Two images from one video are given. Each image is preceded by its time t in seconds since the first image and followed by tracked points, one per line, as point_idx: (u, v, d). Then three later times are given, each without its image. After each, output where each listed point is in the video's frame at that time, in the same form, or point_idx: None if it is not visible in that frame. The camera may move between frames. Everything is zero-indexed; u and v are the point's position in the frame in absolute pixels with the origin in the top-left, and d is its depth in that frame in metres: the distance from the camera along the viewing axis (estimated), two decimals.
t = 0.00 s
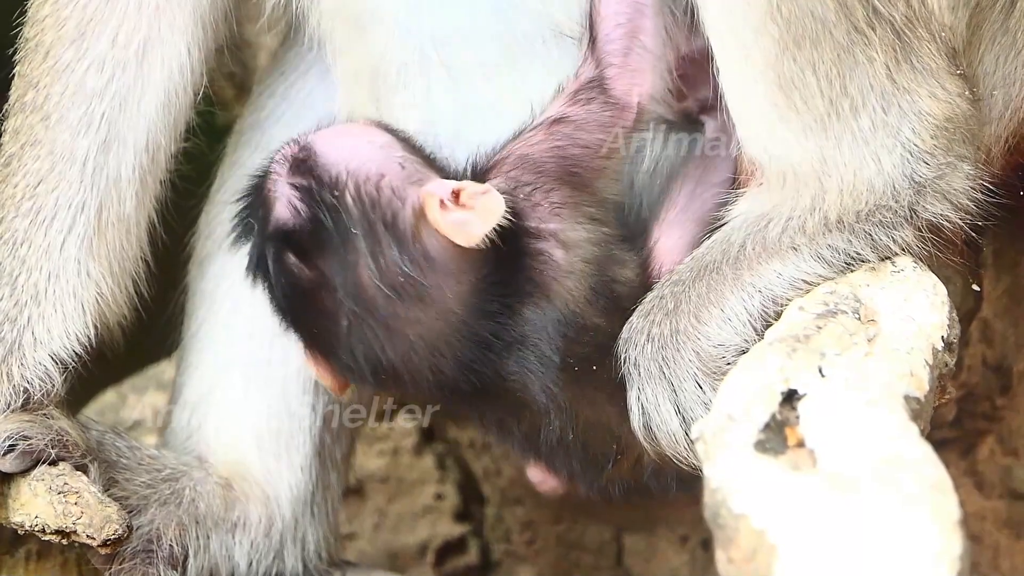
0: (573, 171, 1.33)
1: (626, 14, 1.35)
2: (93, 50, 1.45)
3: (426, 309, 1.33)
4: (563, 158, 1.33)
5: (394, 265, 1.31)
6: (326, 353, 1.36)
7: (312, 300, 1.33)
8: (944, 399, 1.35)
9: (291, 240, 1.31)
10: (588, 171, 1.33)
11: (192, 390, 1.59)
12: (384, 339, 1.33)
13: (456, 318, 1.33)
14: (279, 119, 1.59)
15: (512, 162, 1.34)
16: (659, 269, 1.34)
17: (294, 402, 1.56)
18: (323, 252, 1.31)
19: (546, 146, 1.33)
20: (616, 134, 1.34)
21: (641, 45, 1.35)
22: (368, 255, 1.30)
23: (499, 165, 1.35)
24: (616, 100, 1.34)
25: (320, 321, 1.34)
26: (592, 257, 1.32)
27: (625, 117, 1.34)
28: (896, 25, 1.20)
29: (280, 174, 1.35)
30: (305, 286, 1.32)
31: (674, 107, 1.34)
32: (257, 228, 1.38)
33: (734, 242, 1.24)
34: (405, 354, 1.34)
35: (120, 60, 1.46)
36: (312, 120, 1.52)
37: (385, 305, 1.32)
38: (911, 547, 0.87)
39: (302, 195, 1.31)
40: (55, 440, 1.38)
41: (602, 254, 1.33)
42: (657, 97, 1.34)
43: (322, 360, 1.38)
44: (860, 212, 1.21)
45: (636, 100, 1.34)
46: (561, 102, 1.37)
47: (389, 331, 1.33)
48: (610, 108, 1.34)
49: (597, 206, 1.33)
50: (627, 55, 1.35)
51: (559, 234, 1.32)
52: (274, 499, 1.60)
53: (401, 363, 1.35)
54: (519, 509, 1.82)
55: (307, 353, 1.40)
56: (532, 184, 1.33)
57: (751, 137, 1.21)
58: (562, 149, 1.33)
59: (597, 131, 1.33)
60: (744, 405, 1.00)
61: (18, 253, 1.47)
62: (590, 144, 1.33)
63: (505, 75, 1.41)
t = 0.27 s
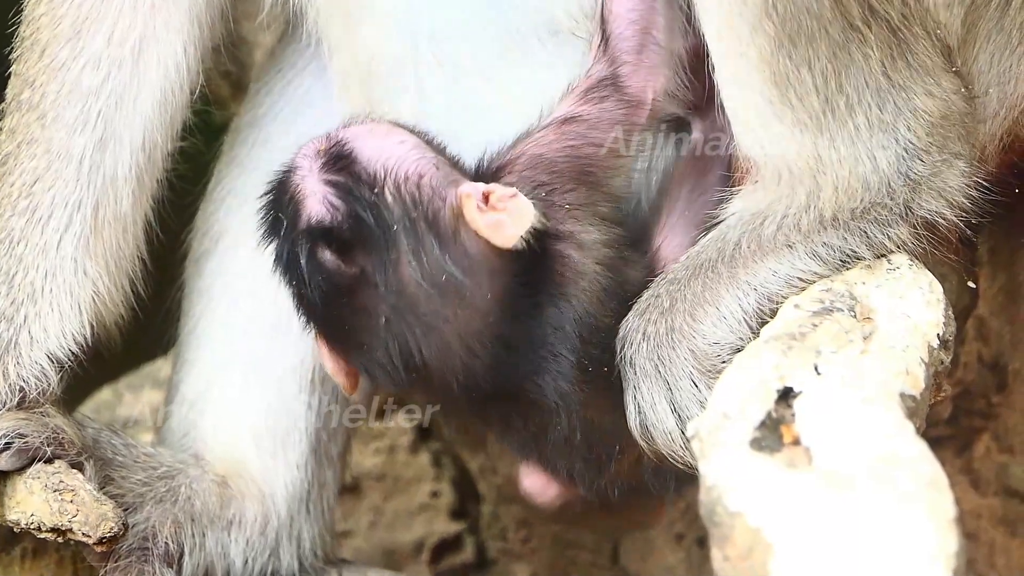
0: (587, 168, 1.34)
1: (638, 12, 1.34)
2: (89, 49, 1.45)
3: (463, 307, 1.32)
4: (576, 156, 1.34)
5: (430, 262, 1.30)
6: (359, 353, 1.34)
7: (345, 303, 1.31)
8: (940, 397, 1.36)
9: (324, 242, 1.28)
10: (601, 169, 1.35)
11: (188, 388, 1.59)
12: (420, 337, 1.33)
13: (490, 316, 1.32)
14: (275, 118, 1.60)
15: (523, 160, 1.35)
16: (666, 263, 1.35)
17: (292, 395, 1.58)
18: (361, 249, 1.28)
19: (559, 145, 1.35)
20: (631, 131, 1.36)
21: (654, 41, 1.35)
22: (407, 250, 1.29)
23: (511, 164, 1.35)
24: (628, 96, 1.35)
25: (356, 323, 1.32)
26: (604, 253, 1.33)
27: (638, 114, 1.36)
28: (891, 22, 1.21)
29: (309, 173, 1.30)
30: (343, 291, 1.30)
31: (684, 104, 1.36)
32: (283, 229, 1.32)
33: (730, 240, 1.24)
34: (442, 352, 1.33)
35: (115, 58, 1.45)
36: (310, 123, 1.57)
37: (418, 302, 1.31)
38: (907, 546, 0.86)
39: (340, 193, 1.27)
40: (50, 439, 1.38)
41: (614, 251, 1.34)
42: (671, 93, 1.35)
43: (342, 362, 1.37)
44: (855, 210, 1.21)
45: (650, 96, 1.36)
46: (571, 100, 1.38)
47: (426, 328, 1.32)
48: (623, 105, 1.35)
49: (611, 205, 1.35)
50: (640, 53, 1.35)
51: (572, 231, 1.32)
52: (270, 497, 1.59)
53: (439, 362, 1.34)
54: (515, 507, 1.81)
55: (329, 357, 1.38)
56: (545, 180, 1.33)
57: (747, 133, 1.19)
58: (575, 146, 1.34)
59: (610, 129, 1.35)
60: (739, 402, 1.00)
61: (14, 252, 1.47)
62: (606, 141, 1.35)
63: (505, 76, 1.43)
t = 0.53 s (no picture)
0: (585, 163, 1.35)
1: (636, 11, 1.33)
2: (89, 49, 1.45)
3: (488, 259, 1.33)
4: (574, 151, 1.35)
5: (452, 214, 1.32)
6: (386, 315, 1.34)
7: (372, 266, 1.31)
8: (938, 395, 1.36)
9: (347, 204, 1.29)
10: (598, 163, 1.36)
11: (186, 387, 1.59)
12: (447, 291, 1.33)
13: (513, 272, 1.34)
14: (275, 116, 1.60)
15: (524, 152, 1.36)
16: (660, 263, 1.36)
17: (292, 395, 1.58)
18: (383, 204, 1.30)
19: (558, 139, 1.35)
20: (626, 129, 1.37)
21: (652, 39, 1.35)
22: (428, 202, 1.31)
23: (511, 155, 1.37)
24: (626, 95, 1.36)
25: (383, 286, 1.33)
26: (604, 246, 1.34)
27: (634, 112, 1.36)
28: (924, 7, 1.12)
29: (318, 149, 1.31)
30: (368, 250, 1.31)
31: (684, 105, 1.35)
32: (299, 207, 1.32)
33: (730, 239, 1.24)
34: (469, 307, 1.34)
35: (115, 58, 1.45)
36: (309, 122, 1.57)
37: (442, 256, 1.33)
38: (904, 548, 0.86)
39: (356, 159, 1.29)
40: (51, 437, 1.38)
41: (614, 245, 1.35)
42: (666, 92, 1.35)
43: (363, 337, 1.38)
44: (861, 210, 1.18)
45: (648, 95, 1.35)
46: (568, 95, 1.38)
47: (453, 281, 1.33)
48: (621, 102, 1.36)
49: (610, 199, 1.36)
50: (639, 51, 1.35)
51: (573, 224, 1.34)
52: (270, 496, 1.59)
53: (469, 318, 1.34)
54: (514, 505, 1.86)
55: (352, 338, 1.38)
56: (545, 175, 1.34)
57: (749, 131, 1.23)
58: (574, 142, 1.35)
59: (609, 126, 1.36)
60: (738, 400, 1.00)
61: (14, 252, 1.46)
62: (603, 137, 1.36)
63: (507, 74, 1.42)
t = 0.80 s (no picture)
0: (586, 156, 1.35)
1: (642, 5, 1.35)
2: (89, 49, 1.53)
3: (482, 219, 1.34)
4: (574, 142, 1.35)
5: (438, 178, 1.33)
6: (386, 290, 1.35)
7: (370, 248, 1.32)
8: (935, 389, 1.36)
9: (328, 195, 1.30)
10: (599, 155, 1.35)
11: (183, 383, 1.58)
12: (445, 258, 1.35)
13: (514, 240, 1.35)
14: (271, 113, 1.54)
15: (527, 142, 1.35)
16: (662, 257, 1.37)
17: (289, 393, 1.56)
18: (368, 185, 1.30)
19: (560, 130, 1.35)
20: (631, 124, 1.35)
21: (657, 34, 1.36)
22: (412, 169, 1.32)
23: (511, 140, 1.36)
24: (630, 89, 1.35)
25: (383, 264, 1.33)
26: (605, 238, 1.35)
27: (637, 105, 1.35)
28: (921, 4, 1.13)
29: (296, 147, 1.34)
30: (365, 234, 1.31)
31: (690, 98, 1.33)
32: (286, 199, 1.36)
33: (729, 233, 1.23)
34: (469, 268, 1.35)
35: (115, 59, 1.53)
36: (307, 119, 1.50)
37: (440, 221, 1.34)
38: (902, 543, 0.86)
39: (334, 145, 1.31)
40: (48, 433, 1.38)
41: (615, 238, 1.36)
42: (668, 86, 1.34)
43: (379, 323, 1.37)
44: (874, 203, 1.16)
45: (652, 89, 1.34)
46: (571, 86, 1.37)
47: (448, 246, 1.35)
48: (623, 96, 1.35)
49: (608, 189, 1.34)
50: (644, 45, 1.36)
51: (574, 216, 1.35)
52: (267, 493, 1.61)
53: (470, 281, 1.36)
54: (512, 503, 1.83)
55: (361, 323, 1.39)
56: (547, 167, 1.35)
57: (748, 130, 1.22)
58: (576, 135, 1.35)
59: (609, 119, 1.35)
60: (737, 394, 0.99)
61: (15, 250, 1.53)
62: (602, 128, 1.35)
63: (507, 74, 1.40)
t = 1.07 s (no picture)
0: (556, 143, 1.34)
1: None
2: (90, 41, 1.45)
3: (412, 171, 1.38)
4: (544, 126, 1.35)
5: (366, 143, 1.39)
6: (329, 275, 1.40)
7: (312, 230, 1.39)
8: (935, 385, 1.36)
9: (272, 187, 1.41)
10: (567, 141, 1.34)
11: (183, 378, 1.59)
12: (381, 212, 1.37)
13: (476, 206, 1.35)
14: (270, 111, 1.60)
15: (501, 129, 1.36)
16: (653, 255, 1.33)
17: (287, 387, 1.58)
18: (300, 169, 1.40)
19: (530, 119, 1.35)
20: (602, 112, 1.35)
21: (628, 26, 1.35)
22: (339, 141, 1.40)
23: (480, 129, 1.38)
24: (598, 80, 1.35)
25: (335, 241, 1.39)
26: (574, 220, 1.33)
27: (608, 95, 1.35)
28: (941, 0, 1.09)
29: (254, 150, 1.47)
30: (303, 218, 1.39)
31: (667, 97, 1.36)
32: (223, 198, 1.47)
33: (729, 228, 1.24)
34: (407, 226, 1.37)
35: (115, 51, 1.45)
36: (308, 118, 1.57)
37: (370, 181, 1.38)
38: (902, 539, 0.86)
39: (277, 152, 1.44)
40: (48, 429, 1.38)
41: (582, 217, 1.33)
42: (644, 80, 1.35)
43: (355, 285, 1.41)
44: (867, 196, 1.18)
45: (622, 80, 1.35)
46: (548, 74, 1.37)
47: (383, 198, 1.37)
48: (594, 85, 1.35)
49: (582, 177, 1.35)
50: (613, 36, 1.35)
51: (537, 195, 1.34)
52: (267, 487, 1.59)
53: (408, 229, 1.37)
54: (513, 496, 1.89)
55: (346, 302, 1.41)
56: (514, 149, 1.35)
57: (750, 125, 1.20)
58: (547, 121, 1.35)
59: (577, 105, 1.34)
60: (737, 390, 0.99)
61: (15, 247, 1.46)
62: (572, 118, 1.34)
63: (506, 73, 1.43)
